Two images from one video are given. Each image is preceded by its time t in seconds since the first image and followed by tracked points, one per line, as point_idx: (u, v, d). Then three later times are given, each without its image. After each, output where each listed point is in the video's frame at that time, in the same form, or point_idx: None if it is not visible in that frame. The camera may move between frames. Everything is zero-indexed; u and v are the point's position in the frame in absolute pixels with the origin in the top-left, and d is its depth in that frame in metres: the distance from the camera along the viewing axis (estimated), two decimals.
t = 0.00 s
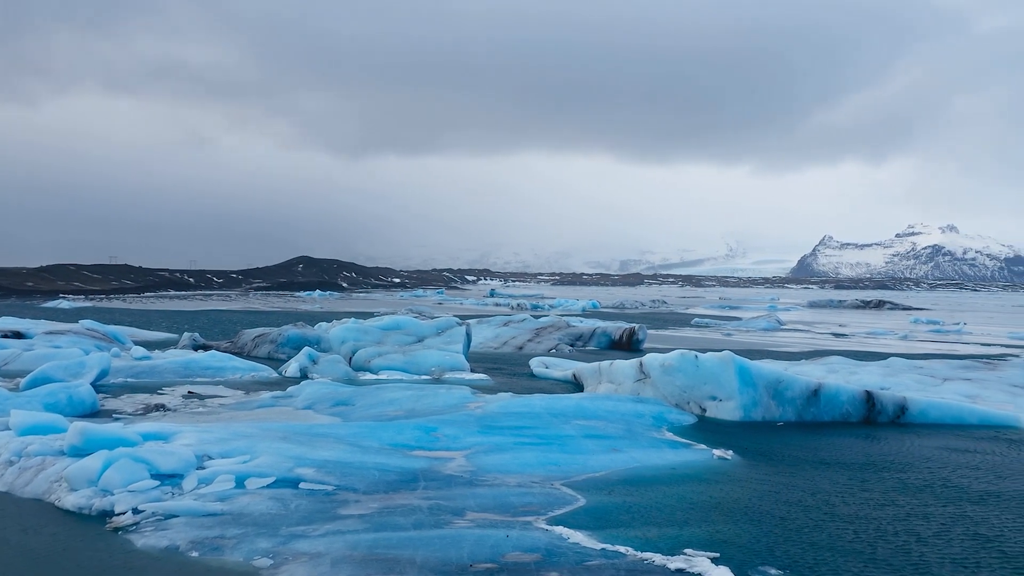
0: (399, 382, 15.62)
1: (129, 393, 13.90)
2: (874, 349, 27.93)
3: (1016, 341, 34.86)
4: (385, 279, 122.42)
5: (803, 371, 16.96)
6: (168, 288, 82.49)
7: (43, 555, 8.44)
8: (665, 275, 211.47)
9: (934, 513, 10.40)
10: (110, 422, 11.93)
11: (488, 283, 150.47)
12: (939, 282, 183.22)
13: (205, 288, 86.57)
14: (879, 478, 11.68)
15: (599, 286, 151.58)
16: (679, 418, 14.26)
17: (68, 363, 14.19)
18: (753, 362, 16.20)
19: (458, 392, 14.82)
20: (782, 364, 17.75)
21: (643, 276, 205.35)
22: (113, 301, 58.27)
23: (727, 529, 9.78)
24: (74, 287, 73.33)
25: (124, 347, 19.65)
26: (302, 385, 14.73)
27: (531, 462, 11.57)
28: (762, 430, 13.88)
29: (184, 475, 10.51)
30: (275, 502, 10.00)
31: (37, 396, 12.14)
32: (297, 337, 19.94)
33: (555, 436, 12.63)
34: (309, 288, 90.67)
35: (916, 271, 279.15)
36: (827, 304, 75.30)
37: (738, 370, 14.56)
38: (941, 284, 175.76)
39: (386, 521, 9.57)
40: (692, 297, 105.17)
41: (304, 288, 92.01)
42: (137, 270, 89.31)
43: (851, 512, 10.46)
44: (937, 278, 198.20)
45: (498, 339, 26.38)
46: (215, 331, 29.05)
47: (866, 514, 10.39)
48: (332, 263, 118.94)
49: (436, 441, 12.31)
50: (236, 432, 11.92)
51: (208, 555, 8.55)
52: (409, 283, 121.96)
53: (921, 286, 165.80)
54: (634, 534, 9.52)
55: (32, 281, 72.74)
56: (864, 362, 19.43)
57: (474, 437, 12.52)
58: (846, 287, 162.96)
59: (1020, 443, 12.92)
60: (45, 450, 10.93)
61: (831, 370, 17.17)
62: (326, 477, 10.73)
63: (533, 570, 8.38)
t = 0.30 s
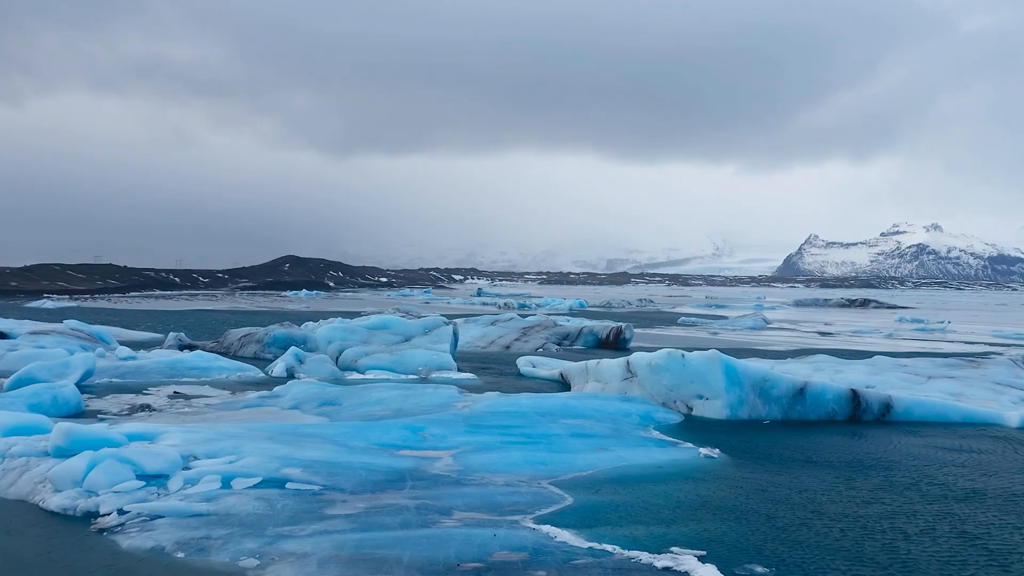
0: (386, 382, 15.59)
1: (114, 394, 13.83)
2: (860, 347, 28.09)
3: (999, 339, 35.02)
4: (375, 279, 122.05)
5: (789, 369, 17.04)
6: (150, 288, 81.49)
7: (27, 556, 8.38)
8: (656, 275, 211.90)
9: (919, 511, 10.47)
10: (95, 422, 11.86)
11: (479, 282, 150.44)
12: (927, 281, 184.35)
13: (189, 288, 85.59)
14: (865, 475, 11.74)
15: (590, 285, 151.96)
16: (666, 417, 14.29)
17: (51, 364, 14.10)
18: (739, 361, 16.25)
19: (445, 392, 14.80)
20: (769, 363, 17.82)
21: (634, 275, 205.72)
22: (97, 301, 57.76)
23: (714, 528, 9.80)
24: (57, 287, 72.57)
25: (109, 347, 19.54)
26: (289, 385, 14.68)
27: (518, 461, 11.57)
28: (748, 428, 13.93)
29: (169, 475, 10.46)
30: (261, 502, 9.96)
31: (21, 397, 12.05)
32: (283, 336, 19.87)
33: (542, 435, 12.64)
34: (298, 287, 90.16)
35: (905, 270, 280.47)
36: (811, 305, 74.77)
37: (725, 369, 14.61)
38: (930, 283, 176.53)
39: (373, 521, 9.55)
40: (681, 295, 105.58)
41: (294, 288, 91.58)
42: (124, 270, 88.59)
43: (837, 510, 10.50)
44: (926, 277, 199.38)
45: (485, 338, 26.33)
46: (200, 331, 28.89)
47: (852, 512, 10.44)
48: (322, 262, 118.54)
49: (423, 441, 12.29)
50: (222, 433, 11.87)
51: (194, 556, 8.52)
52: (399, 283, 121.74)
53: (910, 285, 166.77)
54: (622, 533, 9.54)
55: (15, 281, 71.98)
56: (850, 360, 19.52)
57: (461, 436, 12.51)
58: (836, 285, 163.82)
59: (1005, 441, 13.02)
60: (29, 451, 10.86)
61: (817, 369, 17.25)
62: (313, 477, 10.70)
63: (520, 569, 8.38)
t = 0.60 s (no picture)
0: (371, 381, 15.56)
1: (97, 393, 13.74)
2: (844, 345, 28.27)
3: (980, 336, 35.33)
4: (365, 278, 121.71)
5: (774, 367, 17.12)
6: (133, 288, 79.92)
7: (10, 557, 8.32)
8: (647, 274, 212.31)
9: (903, 507, 10.54)
10: (78, 422, 11.79)
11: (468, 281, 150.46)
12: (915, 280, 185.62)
13: (176, 288, 84.05)
14: (849, 472, 11.82)
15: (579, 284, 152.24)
16: (651, 415, 14.32)
17: (33, 364, 13.99)
18: (725, 358, 16.30)
19: (431, 390, 14.78)
20: (754, 361, 17.89)
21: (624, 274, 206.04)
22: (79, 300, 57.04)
23: (700, 525, 9.84)
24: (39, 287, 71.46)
25: (92, 347, 19.40)
26: (273, 385, 14.62)
27: (504, 460, 11.56)
28: (733, 425, 14.00)
29: (153, 475, 10.41)
30: (246, 502, 9.92)
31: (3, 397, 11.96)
32: (268, 335, 19.79)
33: (528, 433, 12.64)
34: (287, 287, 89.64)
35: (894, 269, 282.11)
36: (798, 305, 73.53)
37: (710, 366, 14.65)
38: (916, 282, 177.92)
39: (358, 520, 9.53)
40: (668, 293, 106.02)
41: (283, 287, 91.04)
42: (108, 269, 87.71)
43: (822, 507, 10.56)
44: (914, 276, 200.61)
45: (471, 336, 26.30)
46: (183, 330, 28.67)
47: (836, 508, 10.49)
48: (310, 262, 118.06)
49: (409, 439, 12.28)
50: (206, 432, 11.81)
51: (179, 556, 8.48)
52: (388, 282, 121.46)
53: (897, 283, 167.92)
54: (607, 530, 9.56)
55: None
56: (834, 358, 19.65)
57: (446, 435, 12.50)
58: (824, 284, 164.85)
59: (988, 438, 13.13)
60: (11, 452, 10.78)
61: (802, 367, 17.33)
62: (298, 477, 10.67)
63: (505, 567, 8.39)
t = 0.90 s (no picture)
0: (357, 379, 15.53)
1: (80, 393, 13.63)
2: (828, 342, 28.45)
3: (961, 333, 35.60)
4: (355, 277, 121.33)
5: (759, 364, 17.20)
6: (117, 288, 77.32)
7: None
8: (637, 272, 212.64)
9: (886, 503, 10.61)
10: (60, 421, 11.72)
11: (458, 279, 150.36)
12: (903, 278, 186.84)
13: (161, 288, 80.86)
14: (834, 469, 11.89)
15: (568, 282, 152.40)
16: (636, 412, 14.35)
17: (16, 363, 13.90)
18: (710, 356, 16.35)
19: (417, 388, 14.76)
20: (739, 358, 17.96)
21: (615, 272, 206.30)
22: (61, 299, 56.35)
23: (685, 522, 9.87)
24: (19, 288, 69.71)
25: (74, 346, 19.28)
26: (258, 383, 14.58)
27: (489, 458, 11.56)
28: (718, 423, 14.05)
29: (137, 474, 10.35)
30: (231, 501, 9.89)
31: None
32: (253, 334, 19.73)
33: (513, 431, 12.65)
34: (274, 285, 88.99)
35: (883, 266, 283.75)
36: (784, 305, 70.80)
37: (695, 364, 14.70)
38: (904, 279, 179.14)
39: (343, 519, 9.51)
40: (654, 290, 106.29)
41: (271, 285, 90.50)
42: (92, 268, 86.85)
43: (807, 503, 10.61)
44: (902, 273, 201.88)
45: (456, 334, 26.27)
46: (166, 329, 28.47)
47: (821, 505, 10.55)
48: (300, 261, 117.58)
49: (394, 438, 12.26)
50: (190, 431, 11.75)
51: (163, 555, 8.43)
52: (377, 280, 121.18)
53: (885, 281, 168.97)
54: (593, 528, 9.58)
55: None
56: (817, 355, 19.77)
57: (432, 433, 12.49)
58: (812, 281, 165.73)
59: (971, 434, 13.24)
60: None
61: (786, 364, 17.42)
62: (283, 476, 10.64)
63: (491, 565, 8.38)
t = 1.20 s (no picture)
0: (343, 377, 15.50)
1: (63, 391, 13.55)
2: (812, 339, 28.63)
3: (943, 330, 35.87)
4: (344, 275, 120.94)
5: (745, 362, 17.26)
6: (104, 288, 74.03)
7: None
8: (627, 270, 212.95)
9: (871, 500, 10.68)
10: (44, 420, 11.65)
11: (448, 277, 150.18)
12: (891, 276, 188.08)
13: (144, 288, 75.91)
14: (819, 466, 11.95)
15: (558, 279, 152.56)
16: (623, 409, 14.39)
17: None
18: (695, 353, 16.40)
19: (403, 386, 14.73)
20: (724, 356, 18.03)
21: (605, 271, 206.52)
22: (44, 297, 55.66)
23: (672, 519, 9.90)
24: None
25: (58, 344, 19.14)
26: (244, 381, 14.53)
27: (476, 456, 11.56)
28: (703, 420, 14.11)
29: (122, 473, 10.30)
30: (216, 500, 9.85)
31: None
32: (239, 332, 19.65)
33: (499, 429, 12.65)
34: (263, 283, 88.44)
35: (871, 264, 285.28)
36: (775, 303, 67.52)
37: (681, 361, 14.73)
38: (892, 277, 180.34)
39: (330, 517, 9.50)
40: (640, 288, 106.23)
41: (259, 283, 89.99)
42: (77, 266, 86.02)
43: (792, 500, 10.67)
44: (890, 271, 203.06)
45: (443, 332, 26.25)
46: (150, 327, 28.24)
47: (806, 501, 10.60)
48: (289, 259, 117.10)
49: (380, 436, 12.24)
50: (175, 430, 11.69)
51: (147, 555, 8.39)
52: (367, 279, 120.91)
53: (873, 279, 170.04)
54: (579, 525, 9.60)
55: None
56: (802, 352, 19.90)
57: (418, 431, 12.48)
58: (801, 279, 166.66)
59: (955, 431, 13.34)
60: None
61: (772, 361, 17.50)
62: (269, 474, 10.61)
63: (477, 563, 8.39)
